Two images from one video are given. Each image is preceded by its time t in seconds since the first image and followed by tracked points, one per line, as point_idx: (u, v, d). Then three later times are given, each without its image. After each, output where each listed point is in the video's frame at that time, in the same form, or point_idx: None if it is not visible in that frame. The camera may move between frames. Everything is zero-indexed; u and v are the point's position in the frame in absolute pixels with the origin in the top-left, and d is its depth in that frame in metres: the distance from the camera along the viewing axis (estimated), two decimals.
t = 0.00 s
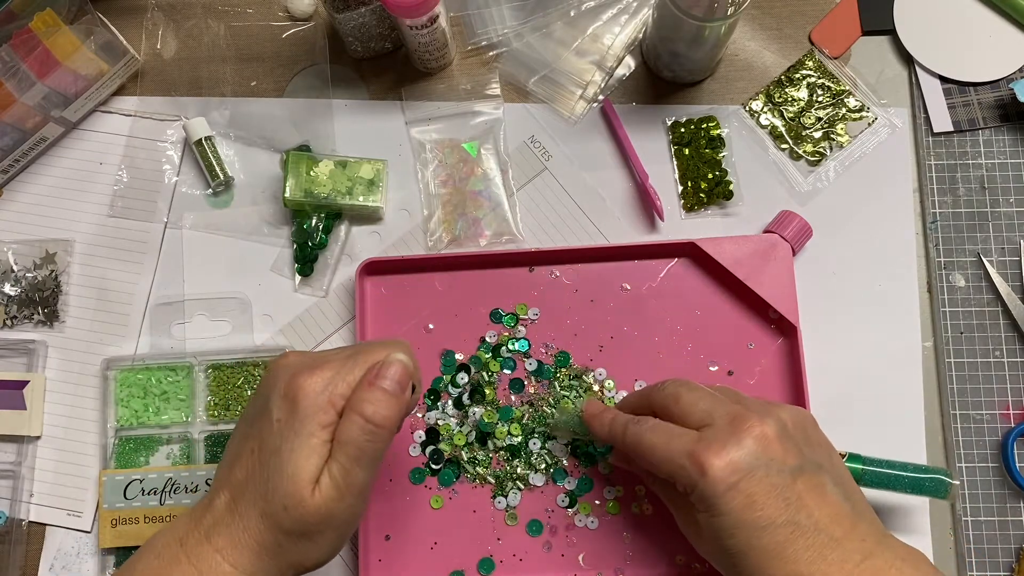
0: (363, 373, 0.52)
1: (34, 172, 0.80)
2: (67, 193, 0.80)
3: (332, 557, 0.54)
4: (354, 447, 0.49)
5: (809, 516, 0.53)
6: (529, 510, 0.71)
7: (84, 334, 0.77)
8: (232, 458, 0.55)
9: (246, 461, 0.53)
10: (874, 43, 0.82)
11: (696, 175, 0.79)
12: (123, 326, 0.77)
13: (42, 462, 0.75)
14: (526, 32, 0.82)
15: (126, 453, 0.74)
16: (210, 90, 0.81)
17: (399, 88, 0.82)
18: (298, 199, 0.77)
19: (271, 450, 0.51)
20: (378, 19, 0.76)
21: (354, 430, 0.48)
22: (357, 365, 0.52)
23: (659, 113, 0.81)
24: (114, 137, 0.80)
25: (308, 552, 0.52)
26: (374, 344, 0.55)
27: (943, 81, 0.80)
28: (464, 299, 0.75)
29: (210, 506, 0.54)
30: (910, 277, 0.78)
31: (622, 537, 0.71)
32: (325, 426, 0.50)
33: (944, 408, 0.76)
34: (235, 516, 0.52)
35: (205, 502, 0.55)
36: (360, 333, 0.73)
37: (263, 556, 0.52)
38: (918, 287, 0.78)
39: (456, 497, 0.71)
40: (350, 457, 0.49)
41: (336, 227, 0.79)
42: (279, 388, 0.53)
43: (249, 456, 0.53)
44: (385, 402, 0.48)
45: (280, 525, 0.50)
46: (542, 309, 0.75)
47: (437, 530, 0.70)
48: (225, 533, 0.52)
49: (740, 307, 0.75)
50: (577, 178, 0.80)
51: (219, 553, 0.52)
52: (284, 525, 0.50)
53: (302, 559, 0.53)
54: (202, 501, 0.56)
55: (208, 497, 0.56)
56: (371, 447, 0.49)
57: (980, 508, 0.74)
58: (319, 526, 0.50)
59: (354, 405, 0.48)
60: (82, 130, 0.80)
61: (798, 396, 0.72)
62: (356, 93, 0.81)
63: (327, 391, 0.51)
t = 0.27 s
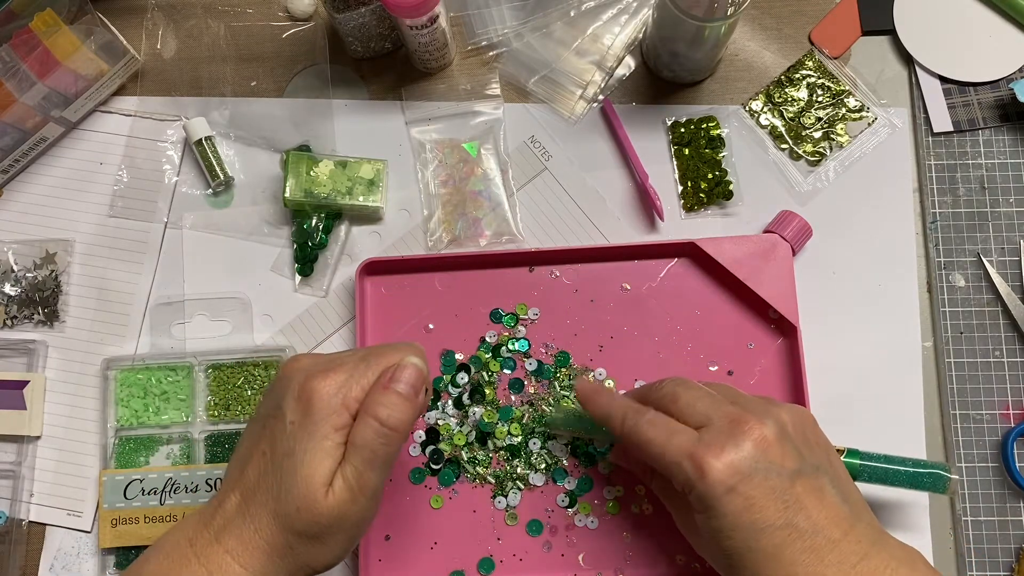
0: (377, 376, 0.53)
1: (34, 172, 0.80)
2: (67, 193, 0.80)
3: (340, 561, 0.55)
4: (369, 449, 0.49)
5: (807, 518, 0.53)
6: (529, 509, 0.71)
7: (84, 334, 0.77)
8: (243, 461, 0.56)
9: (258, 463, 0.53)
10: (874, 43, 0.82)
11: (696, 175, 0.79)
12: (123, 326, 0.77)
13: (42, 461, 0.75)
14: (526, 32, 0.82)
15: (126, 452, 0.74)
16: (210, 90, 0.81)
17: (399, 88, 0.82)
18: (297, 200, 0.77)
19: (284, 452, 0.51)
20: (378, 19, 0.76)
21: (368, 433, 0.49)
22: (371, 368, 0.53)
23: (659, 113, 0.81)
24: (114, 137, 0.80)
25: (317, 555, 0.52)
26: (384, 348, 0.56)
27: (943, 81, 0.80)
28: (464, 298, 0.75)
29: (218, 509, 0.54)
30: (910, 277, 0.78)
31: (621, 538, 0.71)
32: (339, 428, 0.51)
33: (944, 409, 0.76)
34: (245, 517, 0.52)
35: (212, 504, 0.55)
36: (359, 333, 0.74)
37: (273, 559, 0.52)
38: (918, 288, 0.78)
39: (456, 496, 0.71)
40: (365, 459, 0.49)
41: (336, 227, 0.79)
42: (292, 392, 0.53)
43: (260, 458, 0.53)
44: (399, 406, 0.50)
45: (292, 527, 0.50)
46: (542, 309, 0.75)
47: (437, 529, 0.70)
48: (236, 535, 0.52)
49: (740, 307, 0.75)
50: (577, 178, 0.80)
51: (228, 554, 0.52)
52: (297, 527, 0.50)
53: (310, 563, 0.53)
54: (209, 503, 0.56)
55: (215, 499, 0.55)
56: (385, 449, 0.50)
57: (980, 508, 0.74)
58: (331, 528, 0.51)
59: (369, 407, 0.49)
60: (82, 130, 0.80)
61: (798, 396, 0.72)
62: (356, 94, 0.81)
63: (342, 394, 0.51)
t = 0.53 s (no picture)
0: (395, 374, 0.53)
1: (33, 172, 0.80)
2: (67, 193, 0.80)
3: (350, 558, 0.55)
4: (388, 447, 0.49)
5: (809, 520, 0.53)
6: (529, 510, 0.71)
7: (84, 334, 0.77)
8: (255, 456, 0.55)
9: (272, 460, 0.53)
10: (874, 43, 0.82)
11: (696, 175, 0.79)
12: (123, 326, 0.77)
13: (42, 461, 0.75)
14: (526, 32, 0.82)
15: (127, 452, 0.74)
16: (210, 90, 0.81)
17: (399, 88, 0.82)
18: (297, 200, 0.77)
19: (301, 450, 0.51)
20: (378, 19, 0.76)
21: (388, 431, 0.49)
22: (387, 366, 0.53)
23: (659, 113, 0.81)
24: (114, 137, 0.80)
25: (328, 552, 0.52)
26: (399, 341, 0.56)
27: (943, 81, 0.80)
28: (464, 298, 0.75)
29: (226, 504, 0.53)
30: (910, 277, 0.78)
31: (621, 538, 0.71)
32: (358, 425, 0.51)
33: (944, 409, 0.76)
34: (255, 512, 0.52)
35: (221, 500, 0.54)
36: (359, 333, 0.74)
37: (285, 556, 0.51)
38: (918, 288, 0.78)
39: (456, 496, 0.71)
40: (384, 458, 0.49)
41: (336, 227, 0.79)
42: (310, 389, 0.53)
43: (273, 455, 0.53)
44: (421, 407, 0.50)
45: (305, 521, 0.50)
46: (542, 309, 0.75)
47: (437, 529, 0.70)
48: (247, 532, 0.51)
49: (740, 307, 0.75)
50: (577, 178, 0.80)
51: (237, 550, 0.51)
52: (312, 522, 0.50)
53: (320, 560, 0.53)
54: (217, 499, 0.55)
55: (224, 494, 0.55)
56: (404, 450, 0.50)
57: (980, 508, 0.74)
58: (345, 526, 0.51)
59: (391, 408, 0.49)
60: (82, 130, 0.80)
61: (798, 397, 0.72)
62: (356, 94, 0.81)
63: (361, 392, 0.52)
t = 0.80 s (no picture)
0: (420, 371, 0.54)
1: (33, 172, 0.80)
2: (67, 193, 0.80)
3: (357, 554, 0.55)
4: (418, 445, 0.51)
5: (813, 522, 0.53)
6: (529, 509, 0.71)
7: (84, 334, 0.77)
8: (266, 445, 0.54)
9: (290, 454, 0.52)
10: (874, 43, 0.82)
11: (696, 175, 0.79)
12: (123, 326, 0.77)
13: (42, 461, 0.75)
14: (526, 32, 0.82)
15: (127, 452, 0.74)
16: (211, 90, 0.81)
17: (399, 88, 0.82)
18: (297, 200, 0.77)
19: (326, 446, 0.51)
20: (378, 19, 0.76)
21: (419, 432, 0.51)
22: (412, 361, 0.53)
23: (659, 113, 0.81)
24: (114, 137, 0.80)
25: (339, 548, 0.53)
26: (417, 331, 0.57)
27: (943, 81, 0.81)
28: (464, 298, 0.75)
29: (234, 497, 0.52)
30: (910, 277, 0.78)
31: (621, 538, 0.71)
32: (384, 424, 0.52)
33: (944, 409, 0.76)
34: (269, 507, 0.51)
35: (227, 490, 0.53)
36: (359, 333, 0.74)
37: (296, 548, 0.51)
38: (918, 288, 0.78)
39: (456, 496, 0.71)
40: (414, 455, 0.51)
41: (336, 227, 0.79)
42: (333, 383, 0.53)
43: (291, 450, 0.52)
44: (454, 415, 0.52)
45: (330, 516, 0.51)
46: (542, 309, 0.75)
47: (438, 529, 0.70)
48: (259, 524, 0.51)
49: (740, 307, 0.75)
50: (577, 178, 0.80)
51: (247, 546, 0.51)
52: (335, 517, 0.51)
53: (328, 555, 0.53)
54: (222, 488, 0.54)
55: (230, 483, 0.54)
56: (432, 452, 0.52)
57: (981, 508, 0.74)
58: (363, 522, 0.51)
59: (427, 411, 0.51)
60: (82, 130, 0.80)
61: (798, 397, 0.72)
62: (356, 93, 0.81)
63: (388, 391, 0.52)
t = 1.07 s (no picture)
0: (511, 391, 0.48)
1: (33, 172, 0.79)
2: (67, 193, 0.80)
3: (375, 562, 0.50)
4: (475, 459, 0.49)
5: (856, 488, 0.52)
6: (529, 509, 0.71)
7: (84, 334, 0.77)
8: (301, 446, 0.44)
9: (352, 473, 0.43)
10: (874, 43, 0.82)
11: (696, 175, 0.79)
12: (123, 326, 0.77)
13: (42, 462, 0.75)
14: (526, 32, 0.82)
15: (128, 452, 0.74)
16: (211, 90, 0.81)
17: (399, 88, 0.82)
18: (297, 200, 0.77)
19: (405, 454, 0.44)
20: (378, 19, 0.76)
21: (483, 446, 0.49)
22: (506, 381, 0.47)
23: (659, 113, 0.81)
24: (114, 137, 0.80)
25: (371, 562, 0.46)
26: (504, 336, 0.49)
27: (943, 81, 0.80)
28: (465, 297, 0.75)
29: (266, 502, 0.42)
30: (910, 277, 0.78)
31: (621, 539, 0.71)
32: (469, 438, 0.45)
33: (944, 409, 0.76)
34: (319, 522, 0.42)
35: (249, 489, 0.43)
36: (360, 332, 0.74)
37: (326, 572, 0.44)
38: (918, 288, 0.78)
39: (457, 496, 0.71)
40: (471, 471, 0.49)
41: (336, 227, 0.79)
42: (426, 399, 0.44)
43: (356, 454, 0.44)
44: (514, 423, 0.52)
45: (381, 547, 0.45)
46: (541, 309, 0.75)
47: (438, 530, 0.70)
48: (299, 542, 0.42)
49: (740, 308, 0.75)
50: (577, 178, 0.80)
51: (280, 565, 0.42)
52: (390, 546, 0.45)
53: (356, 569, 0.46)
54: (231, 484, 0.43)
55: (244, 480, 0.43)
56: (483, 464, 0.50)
57: (980, 508, 0.74)
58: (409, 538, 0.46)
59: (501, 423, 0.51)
60: (81, 130, 0.80)
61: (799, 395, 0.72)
62: (356, 94, 0.81)
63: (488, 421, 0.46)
